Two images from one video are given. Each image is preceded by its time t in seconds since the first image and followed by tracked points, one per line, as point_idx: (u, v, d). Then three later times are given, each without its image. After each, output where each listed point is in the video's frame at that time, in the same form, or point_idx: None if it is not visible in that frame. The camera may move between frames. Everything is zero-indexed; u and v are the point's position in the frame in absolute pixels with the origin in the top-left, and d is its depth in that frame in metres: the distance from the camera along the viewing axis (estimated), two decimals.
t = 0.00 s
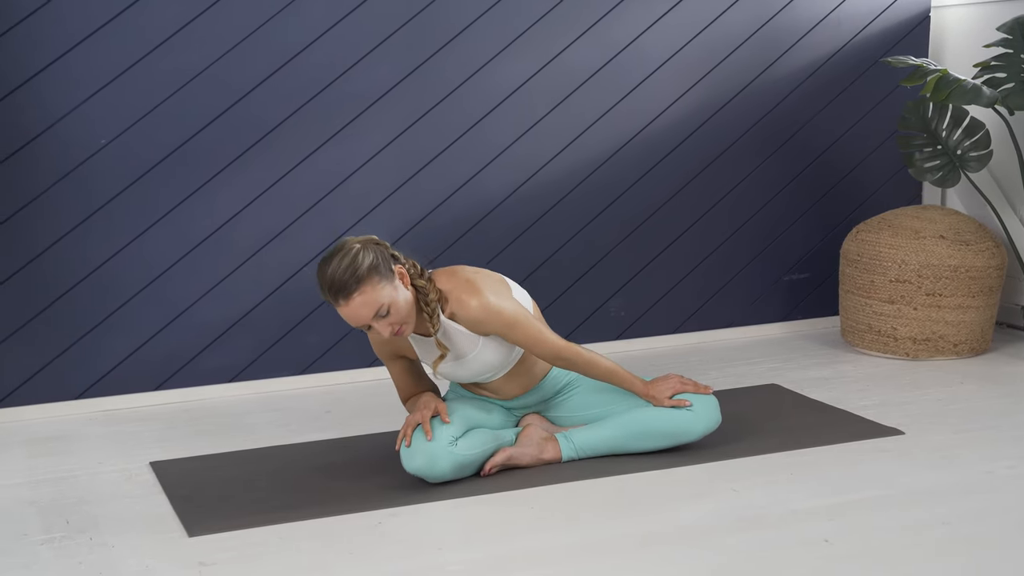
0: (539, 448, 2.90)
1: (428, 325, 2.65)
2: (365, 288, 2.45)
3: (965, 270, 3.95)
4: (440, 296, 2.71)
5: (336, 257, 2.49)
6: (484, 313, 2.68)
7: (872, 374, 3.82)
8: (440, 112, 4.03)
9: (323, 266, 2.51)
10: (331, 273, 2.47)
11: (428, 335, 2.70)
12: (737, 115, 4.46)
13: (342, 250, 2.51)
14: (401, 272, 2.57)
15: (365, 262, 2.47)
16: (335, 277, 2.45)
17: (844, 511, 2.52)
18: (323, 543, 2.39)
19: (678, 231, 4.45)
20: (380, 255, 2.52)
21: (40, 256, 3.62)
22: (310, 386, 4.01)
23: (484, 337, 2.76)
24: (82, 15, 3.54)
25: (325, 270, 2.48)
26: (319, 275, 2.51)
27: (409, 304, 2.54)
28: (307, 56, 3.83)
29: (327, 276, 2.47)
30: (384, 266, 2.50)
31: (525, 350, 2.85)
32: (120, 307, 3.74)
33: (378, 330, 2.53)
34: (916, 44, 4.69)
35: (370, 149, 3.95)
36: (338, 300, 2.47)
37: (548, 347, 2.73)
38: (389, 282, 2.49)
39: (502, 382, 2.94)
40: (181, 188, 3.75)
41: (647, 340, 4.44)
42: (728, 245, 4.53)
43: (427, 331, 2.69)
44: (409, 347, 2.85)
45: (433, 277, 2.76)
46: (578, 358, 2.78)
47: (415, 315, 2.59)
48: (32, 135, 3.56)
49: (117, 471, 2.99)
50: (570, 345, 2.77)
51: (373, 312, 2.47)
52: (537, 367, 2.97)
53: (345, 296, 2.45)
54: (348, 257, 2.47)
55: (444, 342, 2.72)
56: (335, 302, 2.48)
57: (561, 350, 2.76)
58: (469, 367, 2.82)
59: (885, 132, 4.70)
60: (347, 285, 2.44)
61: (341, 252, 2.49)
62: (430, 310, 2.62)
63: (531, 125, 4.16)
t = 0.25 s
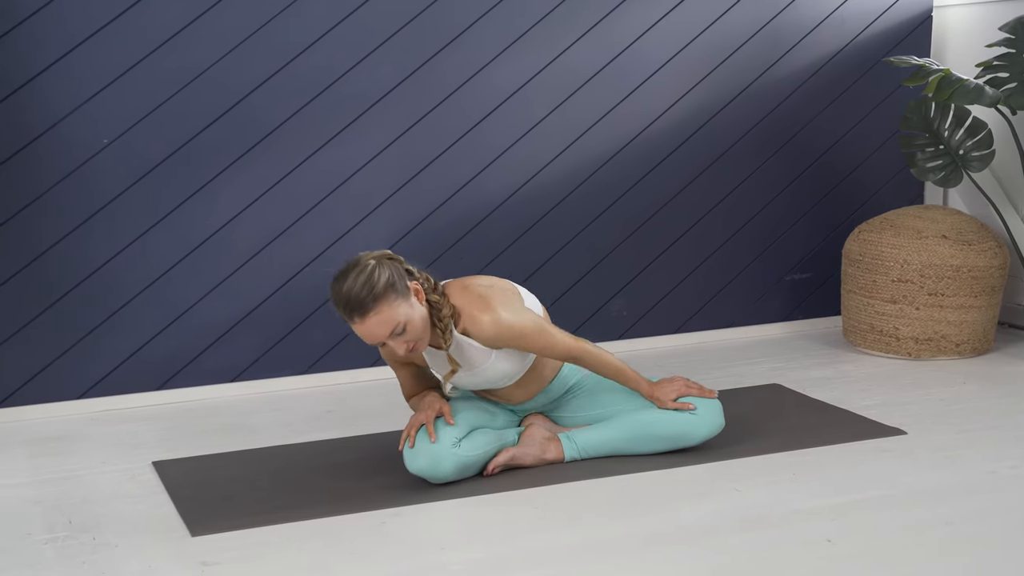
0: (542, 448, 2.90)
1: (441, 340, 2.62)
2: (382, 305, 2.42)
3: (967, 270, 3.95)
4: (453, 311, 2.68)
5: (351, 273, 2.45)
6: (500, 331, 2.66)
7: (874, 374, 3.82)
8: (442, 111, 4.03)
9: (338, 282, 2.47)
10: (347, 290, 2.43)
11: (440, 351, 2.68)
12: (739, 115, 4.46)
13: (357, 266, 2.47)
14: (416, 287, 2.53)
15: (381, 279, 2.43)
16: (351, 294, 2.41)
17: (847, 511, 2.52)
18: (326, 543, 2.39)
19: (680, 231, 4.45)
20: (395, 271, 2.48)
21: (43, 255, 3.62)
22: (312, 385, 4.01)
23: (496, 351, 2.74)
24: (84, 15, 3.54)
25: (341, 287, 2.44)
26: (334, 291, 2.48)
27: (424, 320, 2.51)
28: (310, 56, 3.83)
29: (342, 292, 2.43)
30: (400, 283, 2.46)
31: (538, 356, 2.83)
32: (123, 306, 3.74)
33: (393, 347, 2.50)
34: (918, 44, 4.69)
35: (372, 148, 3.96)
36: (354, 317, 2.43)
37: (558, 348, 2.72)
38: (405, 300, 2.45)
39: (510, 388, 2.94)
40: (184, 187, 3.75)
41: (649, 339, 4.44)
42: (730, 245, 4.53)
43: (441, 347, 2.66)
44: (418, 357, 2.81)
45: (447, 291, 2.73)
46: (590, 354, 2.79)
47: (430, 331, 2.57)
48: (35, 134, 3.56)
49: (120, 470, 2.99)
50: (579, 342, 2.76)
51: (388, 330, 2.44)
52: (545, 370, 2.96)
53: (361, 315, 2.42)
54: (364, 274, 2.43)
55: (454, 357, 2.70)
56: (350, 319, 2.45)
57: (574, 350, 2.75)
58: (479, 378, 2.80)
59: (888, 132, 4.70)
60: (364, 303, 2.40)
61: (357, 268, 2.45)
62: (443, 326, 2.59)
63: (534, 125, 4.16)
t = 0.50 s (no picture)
0: (544, 448, 2.90)
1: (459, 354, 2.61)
2: (405, 322, 2.39)
3: (969, 270, 3.95)
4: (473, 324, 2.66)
5: (375, 287, 2.42)
6: (516, 346, 2.66)
7: (876, 374, 3.82)
8: (444, 111, 4.03)
9: (359, 296, 2.45)
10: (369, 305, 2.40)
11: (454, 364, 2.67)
12: (740, 115, 4.46)
13: (380, 280, 2.44)
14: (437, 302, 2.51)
15: (405, 295, 2.41)
16: (375, 310, 2.38)
17: (849, 511, 2.53)
18: (328, 543, 2.39)
19: (681, 231, 4.45)
20: (418, 286, 2.46)
21: (45, 255, 3.62)
22: (313, 384, 4.01)
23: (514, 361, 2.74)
24: (86, 15, 3.54)
25: (363, 301, 2.42)
26: (355, 303, 2.45)
27: (445, 336, 2.50)
28: (311, 56, 3.83)
29: (365, 306, 2.41)
30: (423, 298, 2.44)
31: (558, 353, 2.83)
32: (124, 306, 3.74)
33: (414, 362, 2.48)
34: (920, 43, 4.69)
35: (374, 148, 3.96)
36: (376, 333, 2.40)
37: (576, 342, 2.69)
38: (429, 315, 2.43)
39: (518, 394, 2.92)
40: (186, 187, 3.75)
41: (651, 339, 4.44)
42: (731, 244, 4.53)
43: (458, 361, 2.65)
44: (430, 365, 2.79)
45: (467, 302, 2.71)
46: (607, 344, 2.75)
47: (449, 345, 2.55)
48: (36, 134, 3.56)
49: (122, 470, 3.00)
50: (598, 326, 2.72)
51: (411, 346, 2.42)
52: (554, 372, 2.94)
53: (384, 331, 2.39)
54: (388, 289, 2.40)
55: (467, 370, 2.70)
56: (371, 333, 2.42)
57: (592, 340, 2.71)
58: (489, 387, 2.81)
59: (889, 131, 4.70)
60: (388, 319, 2.38)
61: (380, 282, 2.43)
62: (462, 340, 2.59)
63: (535, 125, 4.16)
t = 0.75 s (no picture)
0: (547, 448, 2.90)
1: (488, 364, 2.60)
2: (445, 332, 2.37)
3: (971, 269, 3.95)
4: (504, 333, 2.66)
5: (415, 296, 2.39)
6: (548, 356, 2.69)
7: (878, 374, 3.82)
8: (446, 111, 4.03)
9: (396, 303, 2.42)
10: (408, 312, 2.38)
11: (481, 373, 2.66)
12: (742, 115, 4.46)
13: (419, 288, 2.42)
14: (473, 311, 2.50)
15: (445, 304, 2.39)
16: (415, 318, 2.36)
17: (852, 511, 2.52)
18: (331, 542, 2.39)
19: (683, 231, 4.45)
20: (456, 295, 2.44)
21: (47, 255, 3.62)
22: (315, 384, 4.01)
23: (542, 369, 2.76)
24: (88, 14, 3.54)
25: (402, 309, 2.39)
26: (393, 311, 2.42)
27: (479, 346, 2.48)
28: (312, 57, 3.83)
29: (404, 314, 2.38)
30: (461, 308, 2.42)
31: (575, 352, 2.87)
32: (126, 306, 3.74)
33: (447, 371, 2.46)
34: (922, 43, 4.69)
35: (376, 148, 3.96)
36: (414, 341, 2.38)
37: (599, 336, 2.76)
38: (466, 325, 2.42)
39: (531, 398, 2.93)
40: (188, 187, 3.75)
41: (653, 339, 4.44)
42: (733, 244, 4.53)
43: (488, 370, 2.64)
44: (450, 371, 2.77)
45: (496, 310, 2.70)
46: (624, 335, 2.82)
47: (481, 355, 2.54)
48: (39, 134, 3.56)
49: (125, 469, 3.00)
50: (613, 313, 2.80)
51: (448, 356, 2.40)
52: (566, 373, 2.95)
53: (422, 339, 2.37)
54: (428, 297, 2.38)
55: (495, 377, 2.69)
56: (408, 343, 2.39)
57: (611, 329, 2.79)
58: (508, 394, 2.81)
59: (891, 131, 4.70)
60: (428, 328, 2.36)
61: (420, 291, 2.40)
62: (495, 351, 2.58)
63: (537, 125, 4.16)
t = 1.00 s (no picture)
0: (548, 447, 2.90)
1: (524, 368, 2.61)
2: (494, 337, 2.36)
3: (972, 269, 3.95)
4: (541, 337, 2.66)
5: (465, 299, 2.37)
6: (580, 361, 2.72)
7: (879, 374, 3.82)
8: (447, 111, 4.03)
9: (443, 305, 2.38)
10: (460, 315, 2.35)
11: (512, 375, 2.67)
12: (742, 114, 4.46)
13: (470, 292, 2.39)
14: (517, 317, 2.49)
15: (497, 309, 2.37)
16: (468, 322, 2.33)
17: (853, 511, 2.52)
18: (332, 542, 2.39)
19: (684, 230, 4.45)
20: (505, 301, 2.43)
21: (47, 255, 3.62)
22: (315, 383, 4.01)
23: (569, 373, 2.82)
24: (88, 14, 3.54)
25: (451, 312, 2.36)
26: (440, 313, 2.39)
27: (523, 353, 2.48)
28: (313, 57, 3.83)
29: (455, 317, 2.35)
30: (510, 314, 2.41)
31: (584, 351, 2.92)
32: (127, 306, 3.74)
33: (490, 377, 2.44)
34: (923, 42, 4.69)
35: (376, 147, 3.96)
36: (464, 345, 2.35)
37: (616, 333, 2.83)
38: (514, 332, 2.41)
39: (545, 400, 2.94)
40: (188, 186, 3.75)
41: (653, 338, 4.44)
42: (734, 243, 4.53)
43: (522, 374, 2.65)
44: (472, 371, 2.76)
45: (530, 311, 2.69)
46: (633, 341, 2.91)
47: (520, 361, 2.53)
48: (39, 134, 3.56)
49: (126, 469, 3.00)
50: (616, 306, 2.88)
51: (496, 362, 2.38)
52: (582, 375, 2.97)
53: (474, 344, 2.35)
54: (481, 302, 2.36)
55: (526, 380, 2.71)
56: (455, 346, 2.37)
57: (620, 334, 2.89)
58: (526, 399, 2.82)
59: (892, 130, 4.70)
60: (481, 333, 2.34)
61: (471, 295, 2.37)
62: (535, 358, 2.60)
63: (538, 124, 4.16)
